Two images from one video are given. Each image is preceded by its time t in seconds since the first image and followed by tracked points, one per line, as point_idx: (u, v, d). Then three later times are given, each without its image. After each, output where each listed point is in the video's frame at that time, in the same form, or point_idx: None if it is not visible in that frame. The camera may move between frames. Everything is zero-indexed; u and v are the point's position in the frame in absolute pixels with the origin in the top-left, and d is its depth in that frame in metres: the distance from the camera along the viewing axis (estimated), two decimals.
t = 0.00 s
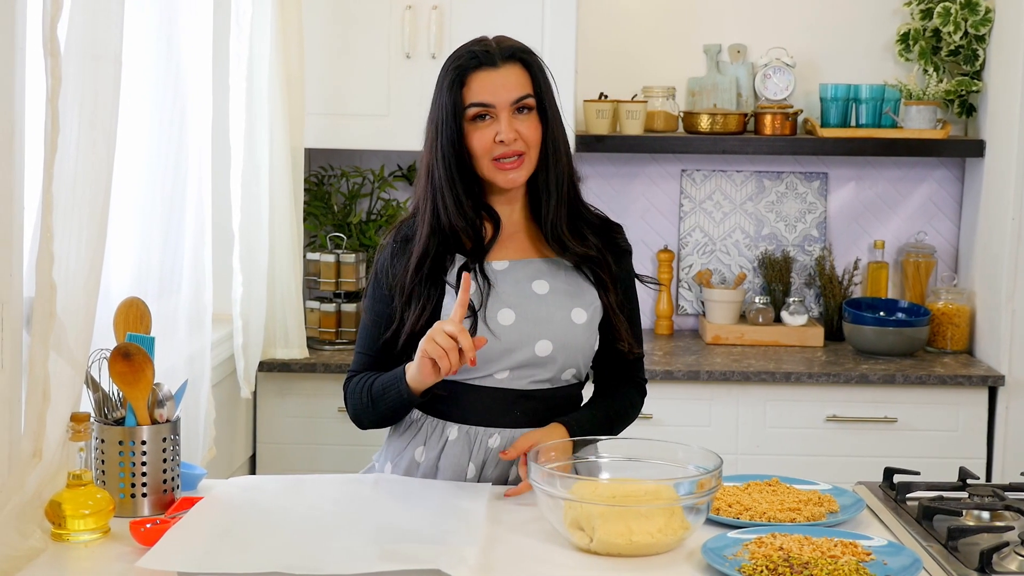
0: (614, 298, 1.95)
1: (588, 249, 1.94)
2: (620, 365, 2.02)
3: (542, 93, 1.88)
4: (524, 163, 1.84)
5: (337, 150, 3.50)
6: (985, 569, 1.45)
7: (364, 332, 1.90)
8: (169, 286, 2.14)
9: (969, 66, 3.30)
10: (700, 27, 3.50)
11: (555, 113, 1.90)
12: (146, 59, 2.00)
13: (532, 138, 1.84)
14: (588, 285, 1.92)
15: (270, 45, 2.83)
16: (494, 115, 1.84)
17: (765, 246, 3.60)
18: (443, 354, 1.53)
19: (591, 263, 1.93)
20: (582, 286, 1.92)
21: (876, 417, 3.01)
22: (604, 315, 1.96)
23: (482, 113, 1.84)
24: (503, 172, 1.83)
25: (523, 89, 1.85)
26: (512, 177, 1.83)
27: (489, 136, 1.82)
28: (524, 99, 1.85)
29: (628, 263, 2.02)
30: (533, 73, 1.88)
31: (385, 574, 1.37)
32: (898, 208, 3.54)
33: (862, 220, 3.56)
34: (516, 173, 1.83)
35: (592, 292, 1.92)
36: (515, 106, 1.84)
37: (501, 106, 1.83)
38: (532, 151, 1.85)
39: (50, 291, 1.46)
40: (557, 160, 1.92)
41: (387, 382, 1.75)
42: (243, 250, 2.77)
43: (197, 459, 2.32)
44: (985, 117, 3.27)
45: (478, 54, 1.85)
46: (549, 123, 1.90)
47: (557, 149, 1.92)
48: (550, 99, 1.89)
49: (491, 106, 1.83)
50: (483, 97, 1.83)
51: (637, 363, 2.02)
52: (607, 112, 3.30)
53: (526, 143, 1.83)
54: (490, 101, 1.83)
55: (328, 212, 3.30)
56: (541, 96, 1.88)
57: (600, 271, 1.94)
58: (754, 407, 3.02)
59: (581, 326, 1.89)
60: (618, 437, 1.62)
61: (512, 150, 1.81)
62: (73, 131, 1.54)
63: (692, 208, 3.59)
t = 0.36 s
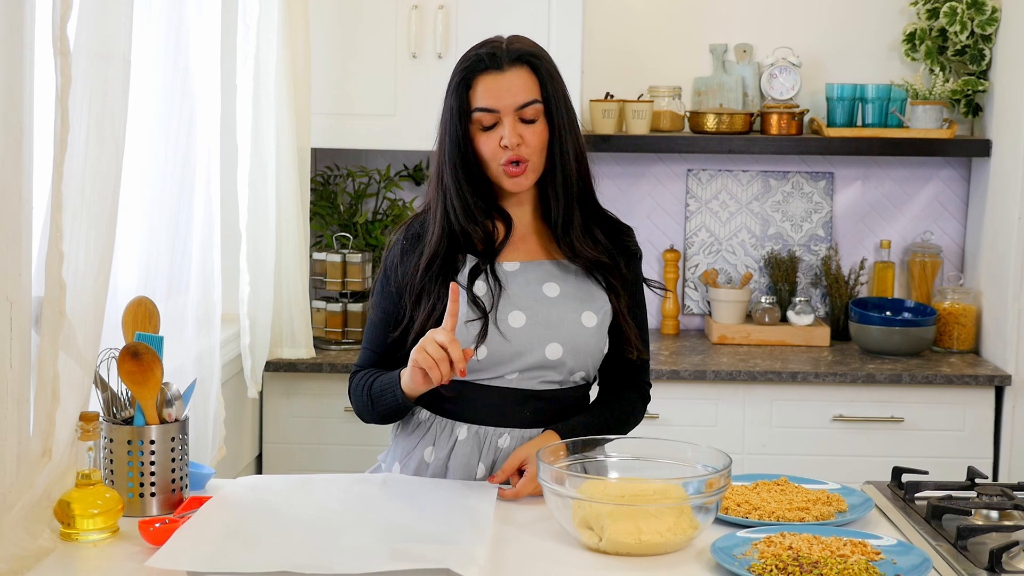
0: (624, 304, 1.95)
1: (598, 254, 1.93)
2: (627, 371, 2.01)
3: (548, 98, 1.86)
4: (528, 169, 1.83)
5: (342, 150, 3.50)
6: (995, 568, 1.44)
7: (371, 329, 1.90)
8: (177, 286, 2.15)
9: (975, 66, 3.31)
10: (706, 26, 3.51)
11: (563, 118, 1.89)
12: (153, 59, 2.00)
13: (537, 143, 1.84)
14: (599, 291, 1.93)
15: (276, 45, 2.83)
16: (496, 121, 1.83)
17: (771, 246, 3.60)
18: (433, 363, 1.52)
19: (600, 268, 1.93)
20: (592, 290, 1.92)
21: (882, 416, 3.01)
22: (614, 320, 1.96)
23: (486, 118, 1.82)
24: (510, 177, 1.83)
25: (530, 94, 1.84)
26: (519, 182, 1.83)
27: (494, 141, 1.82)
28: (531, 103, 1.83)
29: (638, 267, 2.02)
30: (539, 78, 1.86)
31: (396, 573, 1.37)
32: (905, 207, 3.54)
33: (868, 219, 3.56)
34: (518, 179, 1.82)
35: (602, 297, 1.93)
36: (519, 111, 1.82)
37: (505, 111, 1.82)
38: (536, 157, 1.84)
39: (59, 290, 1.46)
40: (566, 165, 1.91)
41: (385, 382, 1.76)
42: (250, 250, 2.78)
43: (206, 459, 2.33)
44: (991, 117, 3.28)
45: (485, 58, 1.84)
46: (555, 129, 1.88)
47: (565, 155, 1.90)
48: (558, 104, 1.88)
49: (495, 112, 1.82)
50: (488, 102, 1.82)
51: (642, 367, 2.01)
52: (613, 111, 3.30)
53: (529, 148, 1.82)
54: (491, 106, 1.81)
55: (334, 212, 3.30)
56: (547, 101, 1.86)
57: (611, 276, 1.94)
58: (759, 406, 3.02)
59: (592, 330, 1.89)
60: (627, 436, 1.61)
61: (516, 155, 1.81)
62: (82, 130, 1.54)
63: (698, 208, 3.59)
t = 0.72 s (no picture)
0: (628, 309, 1.94)
1: (602, 256, 1.93)
2: (633, 375, 2.01)
3: (549, 96, 1.84)
4: (526, 169, 1.82)
5: (346, 150, 3.50)
6: (999, 568, 1.45)
7: (377, 325, 1.90)
8: (180, 285, 2.15)
9: (978, 66, 3.30)
10: (708, 26, 3.51)
11: (566, 117, 1.87)
12: (158, 59, 2.00)
13: (535, 143, 1.82)
14: (603, 296, 1.92)
15: (280, 45, 2.84)
16: (496, 119, 1.82)
17: (774, 246, 3.60)
18: (419, 378, 1.53)
19: (603, 270, 1.93)
20: (596, 295, 1.92)
21: (885, 416, 3.01)
22: (616, 325, 1.96)
23: (484, 116, 1.82)
24: (507, 176, 1.82)
25: (530, 92, 1.82)
26: (517, 182, 1.82)
27: (490, 138, 1.81)
28: (530, 102, 1.82)
29: (645, 269, 2.01)
30: (541, 77, 1.84)
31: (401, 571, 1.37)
32: (907, 207, 3.55)
33: (871, 219, 3.56)
34: (514, 180, 1.81)
35: (606, 301, 1.92)
36: (517, 109, 1.81)
37: (502, 109, 1.80)
38: (534, 157, 1.83)
39: (64, 288, 1.46)
40: (568, 166, 1.89)
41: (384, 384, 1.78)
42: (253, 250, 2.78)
43: (209, 457, 2.33)
44: (994, 117, 3.28)
45: (487, 56, 1.84)
46: (557, 129, 1.86)
47: (566, 156, 1.88)
48: (560, 103, 1.85)
49: (493, 109, 1.81)
50: (488, 100, 1.81)
51: (648, 372, 2.01)
52: (616, 111, 3.30)
53: (526, 147, 1.81)
54: (490, 104, 1.80)
55: (337, 211, 3.30)
56: (549, 99, 1.84)
57: (613, 279, 1.93)
58: (762, 406, 3.02)
59: (595, 334, 1.89)
60: (632, 436, 1.61)
61: (511, 153, 1.80)
62: (88, 129, 1.54)
63: (701, 208, 3.60)
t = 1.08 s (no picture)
0: (631, 305, 1.94)
1: (606, 252, 1.93)
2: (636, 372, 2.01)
3: (546, 93, 1.84)
4: (521, 165, 1.81)
5: (347, 150, 3.51)
6: (1000, 567, 1.45)
7: (381, 322, 1.89)
8: (182, 284, 2.15)
9: (979, 66, 3.31)
10: (709, 26, 3.51)
11: (565, 115, 1.86)
12: (159, 60, 2.01)
13: (532, 140, 1.83)
14: (607, 290, 1.93)
15: (281, 44, 2.84)
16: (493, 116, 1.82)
17: (774, 246, 3.61)
18: (442, 308, 1.51)
19: (606, 266, 1.92)
20: (600, 289, 1.92)
21: (886, 416, 3.01)
22: (621, 320, 1.96)
23: (483, 112, 1.82)
24: (501, 171, 1.80)
25: (527, 90, 1.82)
26: (511, 177, 1.80)
27: (486, 135, 1.81)
28: (527, 99, 1.83)
29: (648, 266, 2.01)
30: (538, 74, 1.84)
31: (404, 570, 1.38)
32: (908, 207, 3.55)
33: (872, 219, 3.57)
34: (509, 173, 1.80)
35: (610, 296, 1.93)
36: (514, 106, 1.82)
37: (499, 106, 1.81)
38: (530, 154, 1.82)
39: (67, 288, 1.45)
40: (567, 163, 1.89)
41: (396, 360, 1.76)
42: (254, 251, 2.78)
43: (210, 457, 2.34)
44: (995, 117, 3.28)
45: (485, 53, 1.84)
46: (554, 126, 1.86)
47: (565, 153, 1.88)
48: (559, 101, 1.85)
49: (491, 106, 1.81)
50: (486, 97, 1.81)
51: (655, 368, 2.01)
52: (617, 111, 3.30)
53: (522, 144, 1.81)
54: (487, 101, 1.81)
55: (338, 211, 3.31)
56: (546, 96, 1.84)
57: (614, 275, 1.93)
58: (763, 406, 3.03)
59: (599, 328, 1.90)
60: (634, 435, 1.61)
61: (505, 150, 1.79)
62: (90, 130, 1.54)
63: (702, 208, 3.60)
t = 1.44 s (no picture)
0: (632, 301, 1.95)
1: (606, 251, 1.93)
2: (638, 370, 2.01)
3: (548, 94, 1.84)
4: (526, 164, 1.82)
5: (347, 150, 3.51)
6: (1002, 566, 1.45)
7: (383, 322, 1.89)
8: (184, 284, 2.16)
9: (979, 66, 3.31)
10: (709, 26, 3.51)
11: (566, 115, 1.87)
12: (159, 60, 2.01)
13: (536, 140, 1.83)
14: (608, 286, 1.93)
15: (282, 44, 2.84)
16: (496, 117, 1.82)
17: (775, 245, 3.61)
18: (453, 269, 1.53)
19: (607, 264, 1.93)
20: (601, 286, 1.93)
21: (887, 415, 3.01)
22: (623, 317, 1.96)
23: (485, 114, 1.82)
24: (506, 171, 1.82)
25: (530, 91, 1.83)
26: (517, 176, 1.82)
27: (491, 137, 1.81)
28: (530, 100, 1.83)
29: (648, 264, 2.01)
30: (540, 75, 1.84)
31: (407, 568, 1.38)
32: (908, 207, 3.55)
33: (872, 218, 3.57)
34: (514, 172, 1.81)
35: (612, 292, 1.93)
36: (518, 108, 1.82)
37: (503, 108, 1.80)
38: (535, 153, 1.83)
39: (70, 289, 1.44)
40: (567, 163, 1.89)
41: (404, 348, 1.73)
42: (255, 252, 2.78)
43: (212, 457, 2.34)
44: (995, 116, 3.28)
45: (486, 55, 1.84)
46: (557, 126, 1.86)
47: (566, 152, 1.88)
48: (560, 101, 1.85)
49: (493, 108, 1.81)
50: (488, 99, 1.81)
51: (656, 364, 2.01)
52: (618, 111, 3.30)
53: (527, 144, 1.82)
54: (490, 103, 1.81)
55: (338, 212, 3.31)
56: (548, 97, 1.84)
57: (616, 272, 1.93)
58: (764, 405, 3.03)
59: (601, 325, 1.90)
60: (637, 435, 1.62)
61: (512, 151, 1.80)
62: (91, 131, 1.54)
63: (702, 207, 3.60)
